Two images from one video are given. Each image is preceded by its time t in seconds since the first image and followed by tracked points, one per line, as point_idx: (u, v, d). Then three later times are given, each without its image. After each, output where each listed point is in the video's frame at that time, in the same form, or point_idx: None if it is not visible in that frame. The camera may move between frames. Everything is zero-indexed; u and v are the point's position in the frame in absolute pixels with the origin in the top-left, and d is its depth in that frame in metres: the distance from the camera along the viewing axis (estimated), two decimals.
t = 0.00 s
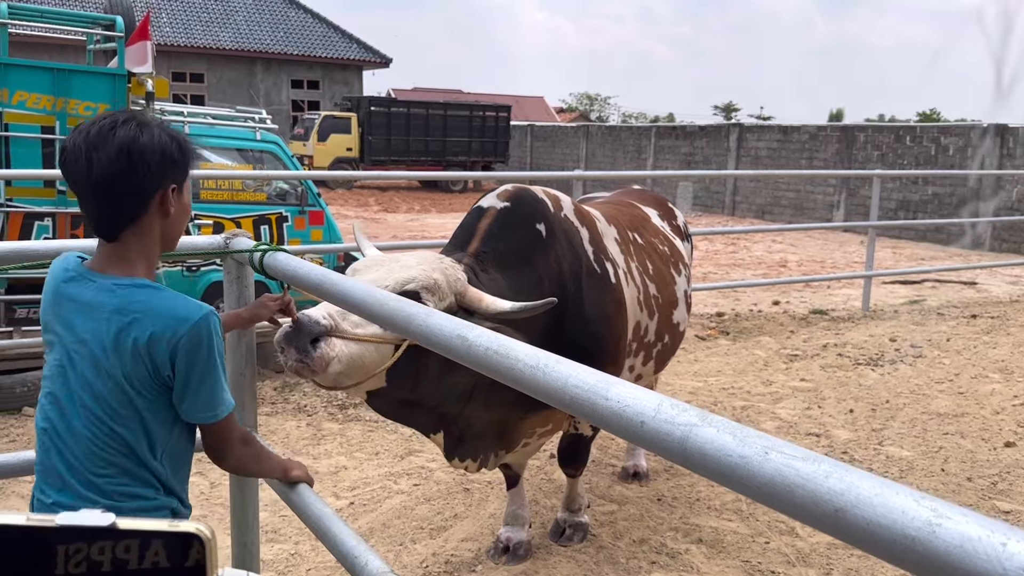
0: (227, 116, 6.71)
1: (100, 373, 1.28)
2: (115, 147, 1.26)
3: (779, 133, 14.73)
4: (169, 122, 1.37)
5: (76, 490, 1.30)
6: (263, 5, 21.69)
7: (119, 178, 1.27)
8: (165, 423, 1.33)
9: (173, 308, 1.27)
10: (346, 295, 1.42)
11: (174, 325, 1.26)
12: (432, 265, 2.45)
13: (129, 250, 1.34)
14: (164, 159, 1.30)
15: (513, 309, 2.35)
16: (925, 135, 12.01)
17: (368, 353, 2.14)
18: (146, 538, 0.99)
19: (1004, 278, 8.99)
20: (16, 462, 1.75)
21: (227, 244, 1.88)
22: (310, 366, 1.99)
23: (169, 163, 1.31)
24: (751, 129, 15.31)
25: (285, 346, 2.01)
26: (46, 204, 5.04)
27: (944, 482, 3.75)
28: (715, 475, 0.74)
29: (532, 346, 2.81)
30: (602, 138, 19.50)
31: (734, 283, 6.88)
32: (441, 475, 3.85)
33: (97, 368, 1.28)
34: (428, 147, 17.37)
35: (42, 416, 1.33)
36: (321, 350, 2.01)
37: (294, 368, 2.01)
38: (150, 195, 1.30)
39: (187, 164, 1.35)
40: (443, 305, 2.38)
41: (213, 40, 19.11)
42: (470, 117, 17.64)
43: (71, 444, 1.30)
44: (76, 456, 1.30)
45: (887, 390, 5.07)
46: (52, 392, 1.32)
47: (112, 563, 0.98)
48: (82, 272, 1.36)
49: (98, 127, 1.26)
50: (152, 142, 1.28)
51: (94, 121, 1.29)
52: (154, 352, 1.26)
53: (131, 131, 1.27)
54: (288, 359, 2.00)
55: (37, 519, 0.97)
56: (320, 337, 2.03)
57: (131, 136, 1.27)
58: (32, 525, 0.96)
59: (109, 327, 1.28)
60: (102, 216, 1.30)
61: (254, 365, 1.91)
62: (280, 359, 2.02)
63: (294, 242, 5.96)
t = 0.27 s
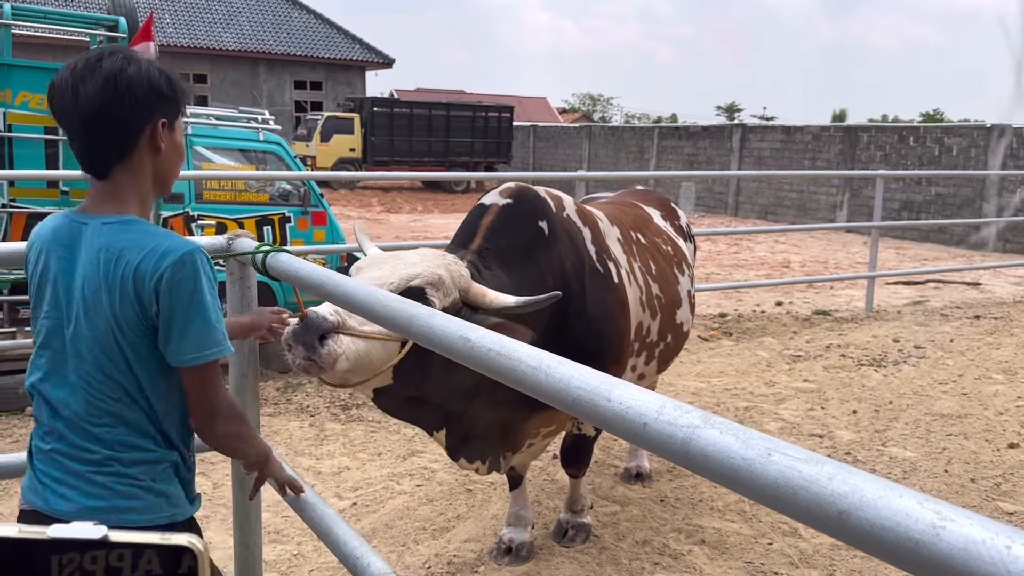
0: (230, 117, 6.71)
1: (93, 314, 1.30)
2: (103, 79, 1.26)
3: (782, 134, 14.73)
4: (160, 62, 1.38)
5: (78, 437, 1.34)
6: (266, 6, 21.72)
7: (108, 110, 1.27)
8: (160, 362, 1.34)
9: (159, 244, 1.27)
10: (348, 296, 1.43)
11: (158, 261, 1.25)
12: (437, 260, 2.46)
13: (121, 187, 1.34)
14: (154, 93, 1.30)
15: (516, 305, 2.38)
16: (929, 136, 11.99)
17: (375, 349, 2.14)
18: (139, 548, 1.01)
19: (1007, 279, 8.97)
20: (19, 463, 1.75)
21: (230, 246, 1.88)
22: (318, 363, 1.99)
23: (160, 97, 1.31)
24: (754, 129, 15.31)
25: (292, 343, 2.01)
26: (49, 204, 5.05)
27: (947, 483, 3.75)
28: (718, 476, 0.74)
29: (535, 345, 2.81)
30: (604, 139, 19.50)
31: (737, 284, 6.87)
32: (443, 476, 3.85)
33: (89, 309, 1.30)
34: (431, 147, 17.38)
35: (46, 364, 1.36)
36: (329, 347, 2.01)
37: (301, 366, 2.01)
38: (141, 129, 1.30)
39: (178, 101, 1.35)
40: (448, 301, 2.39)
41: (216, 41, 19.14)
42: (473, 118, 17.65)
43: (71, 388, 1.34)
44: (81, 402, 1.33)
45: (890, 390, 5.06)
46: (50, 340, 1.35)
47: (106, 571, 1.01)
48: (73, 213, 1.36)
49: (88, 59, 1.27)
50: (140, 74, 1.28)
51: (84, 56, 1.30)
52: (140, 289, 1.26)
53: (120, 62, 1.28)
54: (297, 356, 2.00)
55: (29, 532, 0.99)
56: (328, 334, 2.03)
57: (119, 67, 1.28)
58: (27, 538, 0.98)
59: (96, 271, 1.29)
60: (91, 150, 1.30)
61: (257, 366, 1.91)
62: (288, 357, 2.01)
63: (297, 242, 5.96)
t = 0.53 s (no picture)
0: (231, 117, 6.72)
1: (75, 278, 1.29)
2: (68, 32, 1.25)
3: (784, 134, 14.70)
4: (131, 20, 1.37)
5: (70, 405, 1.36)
6: (268, 6, 21.73)
7: (73, 66, 1.26)
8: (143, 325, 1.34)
9: (143, 205, 1.26)
10: (349, 296, 1.43)
11: (144, 222, 1.25)
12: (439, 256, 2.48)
13: (83, 146, 1.33)
14: (121, 51, 1.29)
15: (521, 296, 2.43)
16: (930, 136, 11.98)
17: (380, 347, 2.13)
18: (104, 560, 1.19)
19: (1009, 280, 8.96)
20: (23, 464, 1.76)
21: (231, 246, 1.88)
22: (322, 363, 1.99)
23: (127, 56, 1.30)
24: (755, 129, 15.30)
25: (298, 344, 2.01)
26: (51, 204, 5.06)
27: (949, 484, 3.74)
28: (718, 478, 0.74)
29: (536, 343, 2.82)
30: (606, 139, 19.50)
31: (739, 284, 6.87)
32: (445, 476, 3.85)
33: (71, 272, 1.29)
34: (432, 148, 17.38)
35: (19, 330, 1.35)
36: (335, 347, 2.01)
37: (307, 365, 2.01)
38: (105, 87, 1.29)
39: (146, 63, 1.34)
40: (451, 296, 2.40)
41: (218, 41, 19.15)
42: (474, 118, 17.65)
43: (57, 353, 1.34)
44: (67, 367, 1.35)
45: (892, 391, 5.05)
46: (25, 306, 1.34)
47: None
48: (39, 174, 1.34)
49: (53, 13, 1.26)
50: (107, 30, 1.27)
51: (50, 8, 1.28)
52: (126, 250, 1.25)
53: (86, 17, 1.27)
54: (302, 356, 2.01)
55: (13, 540, 1.18)
56: (333, 333, 2.02)
57: (85, 23, 1.26)
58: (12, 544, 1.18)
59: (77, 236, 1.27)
60: (55, 106, 1.29)
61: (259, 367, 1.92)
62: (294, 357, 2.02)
63: (299, 242, 5.97)
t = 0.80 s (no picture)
0: (232, 118, 6.73)
1: (29, 274, 1.22)
2: (9, 19, 1.18)
3: (785, 134, 14.71)
4: (85, 9, 1.31)
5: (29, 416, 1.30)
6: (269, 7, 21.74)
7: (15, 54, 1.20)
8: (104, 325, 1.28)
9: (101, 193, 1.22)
10: (348, 296, 1.43)
11: (103, 209, 1.20)
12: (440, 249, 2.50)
13: (23, 138, 1.27)
14: (65, 40, 1.23)
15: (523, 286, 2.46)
16: (931, 137, 11.99)
17: (386, 341, 2.14)
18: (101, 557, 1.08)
19: (1009, 280, 8.97)
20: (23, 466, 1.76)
21: (231, 247, 1.88)
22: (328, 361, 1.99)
23: (71, 45, 1.24)
24: (755, 130, 15.32)
25: (304, 342, 2.01)
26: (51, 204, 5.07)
27: (949, 485, 3.74)
28: (716, 478, 0.74)
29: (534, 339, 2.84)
30: (606, 139, 19.51)
31: (739, 284, 6.88)
32: (445, 476, 3.85)
33: (26, 269, 1.22)
34: (433, 148, 17.39)
35: None
36: (341, 343, 2.01)
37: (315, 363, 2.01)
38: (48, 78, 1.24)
39: (95, 56, 1.29)
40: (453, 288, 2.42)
41: (218, 41, 19.16)
42: (474, 119, 17.65)
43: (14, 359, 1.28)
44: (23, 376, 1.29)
45: (892, 391, 5.06)
46: None
47: None
48: None
49: None
50: (51, 18, 1.21)
51: None
52: (85, 239, 1.20)
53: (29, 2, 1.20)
54: (309, 355, 2.00)
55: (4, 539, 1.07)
56: (339, 330, 2.03)
57: (27, 8, 1.19)
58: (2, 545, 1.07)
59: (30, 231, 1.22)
60: None
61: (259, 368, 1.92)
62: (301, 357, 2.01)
63: (299, 243, 5.97)
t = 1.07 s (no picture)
0: (230, 118, 6.72)
1: None
2: None
3: (784, 134, 14.72)
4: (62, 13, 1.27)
5: None
6: (268, 7, 21.72)
7: None
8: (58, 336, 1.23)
9: (56, 194, 1.17)
10: (346, 295, 1.42)
11: (58, 212, 1.16)
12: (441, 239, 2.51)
13: None
14: (27, 38, 1.19)
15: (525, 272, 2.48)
16: (930, 137, 11.99)
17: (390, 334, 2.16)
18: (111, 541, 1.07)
19: (1008, 280, 8.97)
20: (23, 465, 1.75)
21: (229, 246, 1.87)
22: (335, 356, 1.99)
23: (33, 44, 1.20)
24: (754, 130, 15.33)
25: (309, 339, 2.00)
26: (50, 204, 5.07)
27: (948, 484, 3.74)
28: (714, 475, 0.74)
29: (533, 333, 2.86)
30: (605, 139, 19.51)
31: (738, 284, 6.88)
32: (444, 476, 3.85)
33: None
34: (432, 149, 17.39)
35: None
36: (346, 338, 2.01)
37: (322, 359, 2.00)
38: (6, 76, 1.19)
39: (63, 59, 1.24)
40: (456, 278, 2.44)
41: (217, 42, 19.13)
42: (474, 119, 17.65)
43: None
44: None
45: (891, 391, 5.06)
46: None
47: (103, 558, 1.06)
48: None
49: None
50: (15, 14, 1.17)
51: None
52: (41, 245, 1.15)
53: None
54: (316, 352, 1.99)
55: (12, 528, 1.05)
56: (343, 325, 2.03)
57: None
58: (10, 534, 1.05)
59: None
60: None
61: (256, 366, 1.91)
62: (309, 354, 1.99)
63: (298, 243, 5.97)
